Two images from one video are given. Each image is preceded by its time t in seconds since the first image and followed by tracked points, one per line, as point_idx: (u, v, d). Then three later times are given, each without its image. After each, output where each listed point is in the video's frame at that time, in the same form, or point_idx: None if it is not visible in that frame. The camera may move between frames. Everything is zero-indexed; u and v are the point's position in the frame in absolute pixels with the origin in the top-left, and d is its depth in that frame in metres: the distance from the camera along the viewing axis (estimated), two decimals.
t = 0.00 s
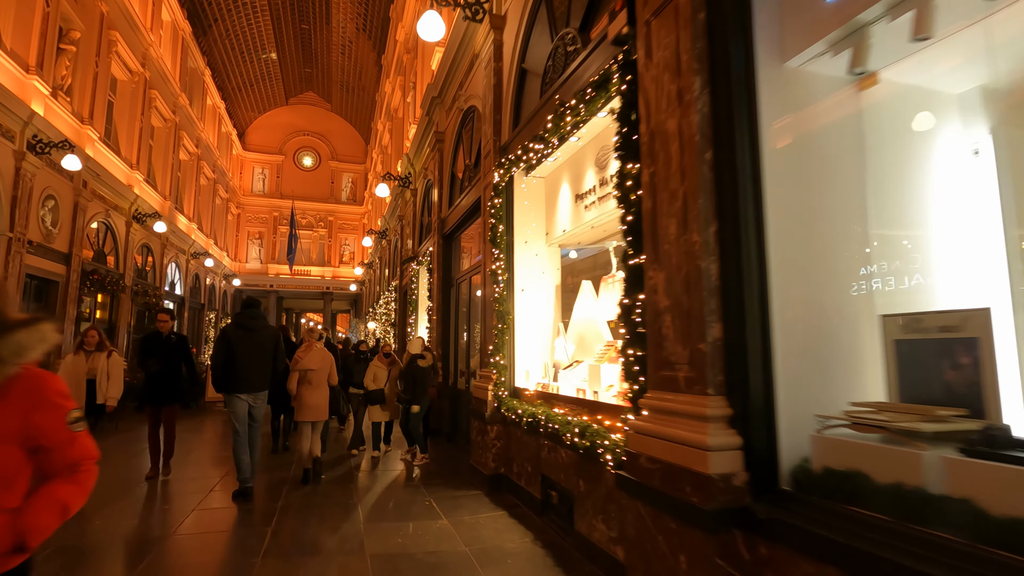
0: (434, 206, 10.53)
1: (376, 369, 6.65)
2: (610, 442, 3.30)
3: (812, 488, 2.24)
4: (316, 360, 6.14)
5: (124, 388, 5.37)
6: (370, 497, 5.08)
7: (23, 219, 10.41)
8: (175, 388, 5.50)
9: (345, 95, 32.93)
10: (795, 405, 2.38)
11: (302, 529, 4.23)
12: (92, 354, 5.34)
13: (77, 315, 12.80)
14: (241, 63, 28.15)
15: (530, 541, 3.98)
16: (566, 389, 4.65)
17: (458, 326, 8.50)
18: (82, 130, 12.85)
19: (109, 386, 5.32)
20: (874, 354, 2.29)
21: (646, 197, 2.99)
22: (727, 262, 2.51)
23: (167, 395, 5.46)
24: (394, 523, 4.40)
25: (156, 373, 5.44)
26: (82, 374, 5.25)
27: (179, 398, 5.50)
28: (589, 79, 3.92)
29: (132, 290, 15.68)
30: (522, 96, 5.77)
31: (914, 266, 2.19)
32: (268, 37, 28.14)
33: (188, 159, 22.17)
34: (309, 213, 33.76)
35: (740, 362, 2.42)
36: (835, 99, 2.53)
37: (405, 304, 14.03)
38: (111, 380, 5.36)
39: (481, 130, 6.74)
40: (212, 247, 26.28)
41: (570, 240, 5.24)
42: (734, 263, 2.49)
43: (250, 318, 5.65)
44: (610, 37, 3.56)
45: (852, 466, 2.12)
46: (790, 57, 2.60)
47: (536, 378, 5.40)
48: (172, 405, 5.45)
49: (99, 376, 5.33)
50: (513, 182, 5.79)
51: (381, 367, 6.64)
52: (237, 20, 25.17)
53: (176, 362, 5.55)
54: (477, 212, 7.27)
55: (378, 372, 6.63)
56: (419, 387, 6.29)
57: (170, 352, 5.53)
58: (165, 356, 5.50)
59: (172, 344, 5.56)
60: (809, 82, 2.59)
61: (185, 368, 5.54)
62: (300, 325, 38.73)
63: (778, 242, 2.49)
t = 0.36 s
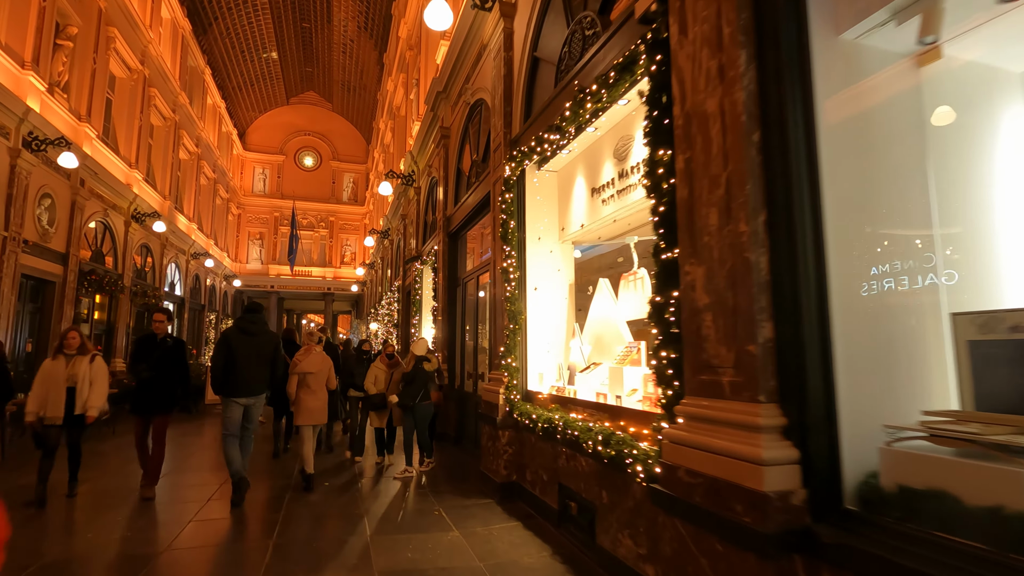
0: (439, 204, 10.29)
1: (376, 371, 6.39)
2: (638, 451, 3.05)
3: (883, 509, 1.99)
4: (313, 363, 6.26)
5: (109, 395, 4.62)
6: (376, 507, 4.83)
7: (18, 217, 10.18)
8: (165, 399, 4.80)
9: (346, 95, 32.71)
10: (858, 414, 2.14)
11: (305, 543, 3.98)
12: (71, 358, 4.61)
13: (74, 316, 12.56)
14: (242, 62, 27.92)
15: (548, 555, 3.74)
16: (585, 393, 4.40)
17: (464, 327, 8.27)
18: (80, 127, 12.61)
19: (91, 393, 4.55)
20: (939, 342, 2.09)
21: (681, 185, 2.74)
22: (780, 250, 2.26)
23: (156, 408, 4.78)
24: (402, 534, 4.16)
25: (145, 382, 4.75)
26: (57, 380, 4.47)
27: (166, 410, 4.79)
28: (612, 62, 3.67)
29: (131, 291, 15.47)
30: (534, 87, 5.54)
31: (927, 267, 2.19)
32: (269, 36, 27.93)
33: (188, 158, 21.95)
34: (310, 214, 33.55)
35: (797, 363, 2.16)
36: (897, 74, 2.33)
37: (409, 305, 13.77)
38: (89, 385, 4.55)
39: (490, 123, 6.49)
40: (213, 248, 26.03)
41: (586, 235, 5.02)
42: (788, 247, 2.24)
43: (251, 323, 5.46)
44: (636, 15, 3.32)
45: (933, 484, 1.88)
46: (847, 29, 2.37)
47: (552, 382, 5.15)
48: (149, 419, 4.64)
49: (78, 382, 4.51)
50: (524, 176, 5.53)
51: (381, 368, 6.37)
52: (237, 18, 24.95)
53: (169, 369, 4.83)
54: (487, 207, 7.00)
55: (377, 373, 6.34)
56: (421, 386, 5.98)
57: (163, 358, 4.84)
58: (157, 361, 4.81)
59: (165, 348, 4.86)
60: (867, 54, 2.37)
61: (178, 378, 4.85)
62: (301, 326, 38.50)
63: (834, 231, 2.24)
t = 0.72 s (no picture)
0: (442, 200, 10.07)
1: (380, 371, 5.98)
2: (667, 455, 2.82)
3: (958, 524, 1.76)
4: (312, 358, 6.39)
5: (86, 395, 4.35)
6: (381, 513, 4.59)
7: (12, 213, 9.95)
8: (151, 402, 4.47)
9: (346, 93, 32.48)
10: (927, 416, 1.90)
11: (307, 553, 3.75)
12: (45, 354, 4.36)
13: (71, 315, 12.35)
14: (242, 60, 27.71)
15: (566, 566, 3.51)
16: (601, 392, 4.15)
17: (469, 325, 8.04)
18: (76, 123, 12.39)
19: (65, 392, 4.27)
20: (1015, 356, 1.85)
21: (718, 166, 2.51)
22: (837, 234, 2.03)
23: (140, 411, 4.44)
24: (409, 543, 3.92)
25: (130, 383, 4.44)
26: (28, 377, 4.21)
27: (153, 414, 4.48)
28: (634, 39, 3.43)
29: (129, 290, 15.25)
30: (544, 73, 5.31)
31: (937, 265, 1.98)
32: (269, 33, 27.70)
33: (187, 156, 21.73)
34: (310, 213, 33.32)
35: (859, 360, 1.92)
36: (959, 42, 2.06)
37: (411, 303, 13.56)
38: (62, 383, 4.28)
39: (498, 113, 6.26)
40: (213, 247, 25.82)
41: (603, 227, 4.79)
42: (846, 229, 2.00)
43: (248, 319, 5.36)
44: None
45: None
46: None
47: (565, 381, 4.92)
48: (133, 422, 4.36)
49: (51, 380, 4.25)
50: (535, 166, 5.30)
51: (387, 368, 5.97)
52: (236, 15, 24.73)
53: (158, 368, 4.54)
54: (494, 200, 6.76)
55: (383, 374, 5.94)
56: (430, 387, 5.43)
57: (151, 357, 4.52)
58: (144, 360, 4.51)
59: (153, 346, 4.54)
60: (932, 15, 2.11)
61: (167, 378, 4.56)
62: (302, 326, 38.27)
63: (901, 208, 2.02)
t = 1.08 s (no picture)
0: (446, 198, 9.82)
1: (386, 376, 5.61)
2: (700, 473, 2.57)
3: None
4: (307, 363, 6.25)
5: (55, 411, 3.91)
6: (385, 527, 4.36)
7: (5, 212, 9.71)
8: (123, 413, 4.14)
9: (347, 91, 32.25)
10: None
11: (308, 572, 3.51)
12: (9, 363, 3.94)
13: (67, 317, 12.12)
14: (242, 58, 27.48)
15: None
16: (621, 401, 3.88)
17: (475, 326, 7.81)
18: (72, 121, 12.15)
19: (31, 407, 3.85)
20: None
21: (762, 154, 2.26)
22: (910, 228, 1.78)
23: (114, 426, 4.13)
24: (415, 561, 3.68)
25: (97, 394, 4.08)
26: None
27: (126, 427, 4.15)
28: (660, 19, 3.18)
29: (126, 291, 15.04)
30: (556, 63, 5.07)
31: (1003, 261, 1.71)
32: (269, 32, 27.49)
33: (186, 155, 21.50)
34: (311, 212, 33.09)
35: (939, 372, 1.68)
36: None
37: (414, 304, 13.31)
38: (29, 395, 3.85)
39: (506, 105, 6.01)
40: (213, 247, 25.59)
41: (623, 222, 4.54)
42: (923, 222, 1.75)
43: (242, 324, 5.17)
44: None
45: None
46: None
47: (581, 386, 4.68)
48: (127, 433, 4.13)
49: (16, 393, 3.82)
50: (546, 161, 5.05)
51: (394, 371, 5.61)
52: (236, 13, 24.50)
53: (127, 376, 4.16)
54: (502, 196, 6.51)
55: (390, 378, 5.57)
56: (445, 393, 5.11)
57: (118, 364, 4.14)
58: (112, 367, 4.13)
59: (121, 352, 4.17)
60: None
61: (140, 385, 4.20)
62: (303, 327, 38.05)
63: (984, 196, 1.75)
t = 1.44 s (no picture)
0: (451, 193, 9.58)
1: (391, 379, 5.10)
2: (747, 479, 2.32)
3: None
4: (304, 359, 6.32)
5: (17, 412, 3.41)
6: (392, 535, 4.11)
7: None
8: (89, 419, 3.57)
9: (347, 89, 32.01)
10: None
11: None
12: None
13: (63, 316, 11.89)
14: (241, 56, 27.24)
15: None
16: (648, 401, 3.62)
17: (482, 324, 7.57)
18: (67, 115, 11.91)
19: None
20: None
21: (824, 124, 2.02)
22: (1014, 198, 1.54)
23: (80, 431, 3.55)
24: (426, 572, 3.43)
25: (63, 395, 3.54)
26: None
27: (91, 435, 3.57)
28: None
29: (123, 290, 14.78)
30: (571, 45, 4.83)
31: None
32: (268, 29, 27.24)
33: (184, 153, 21.24)
34: (311, 211, 32.83)
35: None
36: None
37: (416, 302, 13.07)
38: None
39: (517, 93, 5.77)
40: (212, 246, 25.32)
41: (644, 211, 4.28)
42: None
43: (240, 321, 5.56)
44: None
45: None
46: None
47: (599, 385, 4.43)
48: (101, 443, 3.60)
49: None
50: (560, 148, 4.81)
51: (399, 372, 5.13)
52: (235, 10, 24.25)
53: (96, 375, 3.63)
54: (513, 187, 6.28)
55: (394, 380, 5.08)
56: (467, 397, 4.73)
57: (87, 361, 3.61)
58: (80, 364, 3.60)
59: (91, 347, 3.64)
60: None
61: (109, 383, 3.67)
62: (302, 327, 37.76)
63: None
